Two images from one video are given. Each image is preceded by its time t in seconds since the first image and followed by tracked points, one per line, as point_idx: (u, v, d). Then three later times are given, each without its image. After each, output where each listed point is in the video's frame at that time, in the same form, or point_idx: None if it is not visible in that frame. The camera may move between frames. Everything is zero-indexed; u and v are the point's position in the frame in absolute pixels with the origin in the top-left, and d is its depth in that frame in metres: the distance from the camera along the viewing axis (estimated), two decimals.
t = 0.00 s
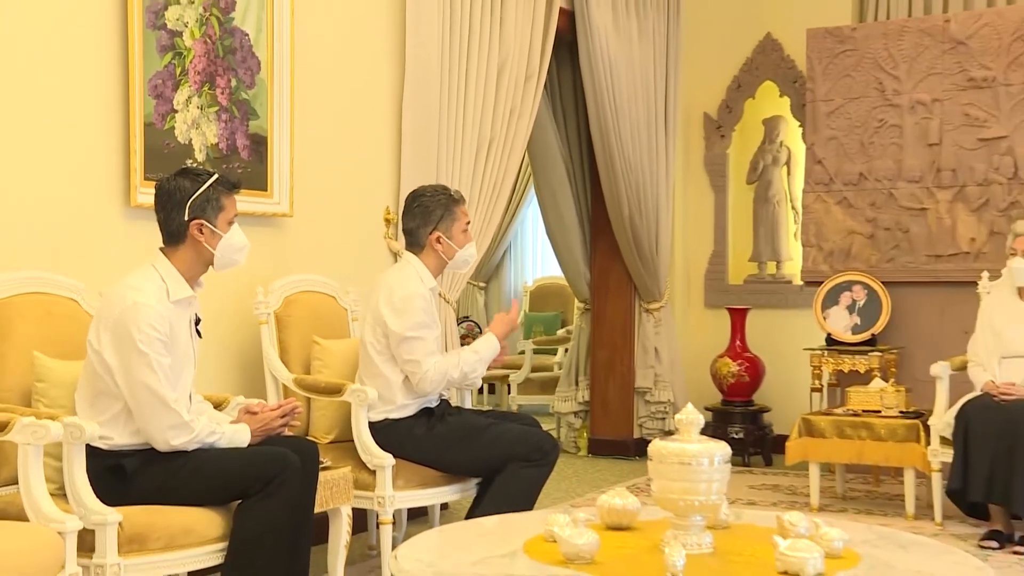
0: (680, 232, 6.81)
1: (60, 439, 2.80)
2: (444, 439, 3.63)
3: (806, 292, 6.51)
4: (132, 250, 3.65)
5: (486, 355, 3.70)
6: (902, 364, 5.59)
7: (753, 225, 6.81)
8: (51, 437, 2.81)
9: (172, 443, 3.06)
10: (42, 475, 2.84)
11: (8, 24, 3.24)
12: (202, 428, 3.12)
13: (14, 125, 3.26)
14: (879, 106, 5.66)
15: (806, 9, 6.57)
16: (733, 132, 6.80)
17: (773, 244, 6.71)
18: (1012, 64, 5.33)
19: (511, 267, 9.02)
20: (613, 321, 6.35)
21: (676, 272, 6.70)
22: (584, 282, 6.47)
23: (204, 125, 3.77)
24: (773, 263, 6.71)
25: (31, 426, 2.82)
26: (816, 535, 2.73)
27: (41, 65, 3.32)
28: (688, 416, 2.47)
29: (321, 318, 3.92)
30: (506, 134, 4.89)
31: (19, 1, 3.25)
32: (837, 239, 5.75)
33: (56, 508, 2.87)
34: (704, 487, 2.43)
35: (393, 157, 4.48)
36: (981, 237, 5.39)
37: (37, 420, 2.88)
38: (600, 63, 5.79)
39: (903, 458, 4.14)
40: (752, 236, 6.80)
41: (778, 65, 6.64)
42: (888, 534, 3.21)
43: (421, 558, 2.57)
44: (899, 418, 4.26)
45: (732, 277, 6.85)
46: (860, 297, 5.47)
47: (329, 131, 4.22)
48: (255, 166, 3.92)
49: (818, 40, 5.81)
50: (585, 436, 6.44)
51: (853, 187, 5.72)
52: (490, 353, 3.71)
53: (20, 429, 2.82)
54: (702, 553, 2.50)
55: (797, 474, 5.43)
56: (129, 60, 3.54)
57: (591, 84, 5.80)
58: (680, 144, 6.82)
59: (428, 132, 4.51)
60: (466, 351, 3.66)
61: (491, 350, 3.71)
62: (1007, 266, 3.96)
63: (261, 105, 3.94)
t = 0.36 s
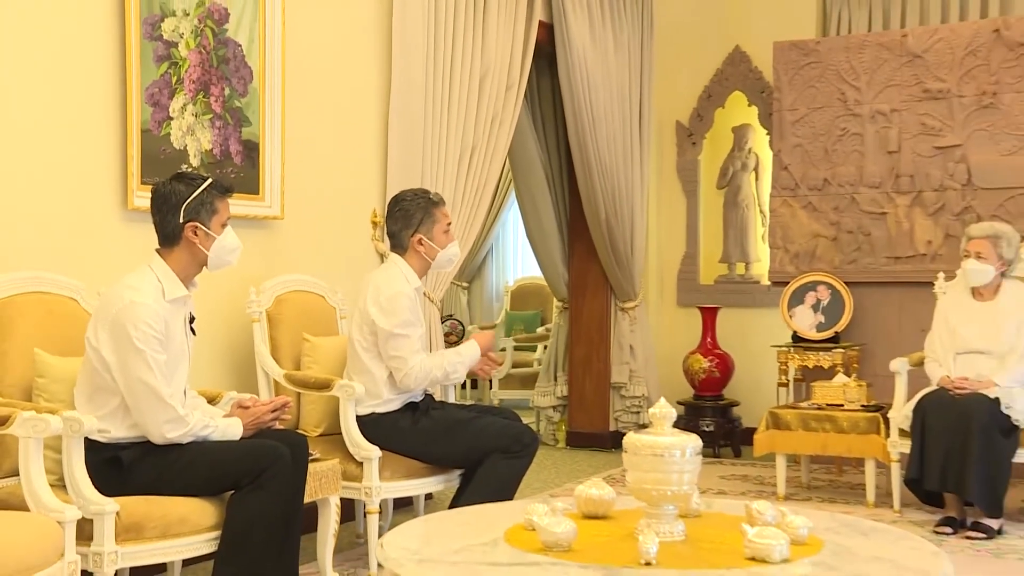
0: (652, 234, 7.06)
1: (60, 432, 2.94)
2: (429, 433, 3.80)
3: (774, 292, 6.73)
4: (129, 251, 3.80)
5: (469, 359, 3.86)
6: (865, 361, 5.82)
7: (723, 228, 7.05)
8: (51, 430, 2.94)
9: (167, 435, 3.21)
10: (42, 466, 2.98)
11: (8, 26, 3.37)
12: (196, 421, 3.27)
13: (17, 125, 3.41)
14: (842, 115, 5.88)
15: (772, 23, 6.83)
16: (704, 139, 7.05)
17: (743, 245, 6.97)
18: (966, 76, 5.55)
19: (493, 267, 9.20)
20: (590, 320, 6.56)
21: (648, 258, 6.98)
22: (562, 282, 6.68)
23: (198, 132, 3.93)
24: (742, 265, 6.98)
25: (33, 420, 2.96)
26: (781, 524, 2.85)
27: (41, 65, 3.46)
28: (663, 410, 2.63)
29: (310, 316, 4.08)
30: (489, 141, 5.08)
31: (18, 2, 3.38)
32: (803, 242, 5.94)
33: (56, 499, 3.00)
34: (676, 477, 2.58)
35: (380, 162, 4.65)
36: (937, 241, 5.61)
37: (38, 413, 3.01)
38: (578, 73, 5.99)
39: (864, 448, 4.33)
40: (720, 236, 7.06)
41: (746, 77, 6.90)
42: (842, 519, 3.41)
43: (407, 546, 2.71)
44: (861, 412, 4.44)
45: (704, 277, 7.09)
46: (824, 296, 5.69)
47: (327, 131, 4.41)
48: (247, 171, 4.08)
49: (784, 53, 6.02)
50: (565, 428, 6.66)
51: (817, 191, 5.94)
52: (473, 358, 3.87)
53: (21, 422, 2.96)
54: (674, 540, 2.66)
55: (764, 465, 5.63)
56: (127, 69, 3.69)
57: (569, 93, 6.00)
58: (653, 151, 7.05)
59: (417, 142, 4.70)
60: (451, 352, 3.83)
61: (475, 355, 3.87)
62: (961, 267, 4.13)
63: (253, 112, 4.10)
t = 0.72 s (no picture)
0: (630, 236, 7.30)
1: (64, 426, 3.06)
2: (418, 426, 3.98)
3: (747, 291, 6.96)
4: (131, 252, 3.96)
5: (457, 358, 3.99)
6: (833, 358, 6.04)
7: (699, 230, 7.27)
8: (56, 423, 3.08)
9: (168, 429, 3.36)
10: (47, 458, 3.12)
11: (8, 26, 3.49)
12: (196, 416, 3.42)
13: (27, 124, 3.56)
14: (810, 123, 6.10)
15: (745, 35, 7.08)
16: (681, 146, 7.27)
17: (717, 247, 7.18)
18: (927, 87, 5.77)
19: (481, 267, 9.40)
20: (573, 319, 6.78)
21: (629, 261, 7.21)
22: (545, 281, 6.89)
23: (198, 138, 4.09)
24: (717, 266, 7.19)
25: (38, 414, 3.09)
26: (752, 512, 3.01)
27: (41, 65, 3.58)
28: (640, 404, 2.73)
29: (305, 315, 4.25)
30: (476, 147, 5.29)
31: (18, 3, 3.50)
32: (774, 244, 6.18)
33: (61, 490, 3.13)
34: (654, 468, 2.68)
35: (371, 167, 4.83)
36: (900, 243, 5.84)
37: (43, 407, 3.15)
38: (562, 82, 6.18)
39: (833, 440, 4.52)
40: (696, 238, 7.28)
41: (720, 87, 7.11)
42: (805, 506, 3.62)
43: (396, 535, 2.79)
44: (829, 405, 4.64)
45: (682, 277, 7.30)
46: (794, 295, 5.91)
47: (320, 137, 4.58)
48: (245, 175, 4.25)
49: (756, 65, 6.25)
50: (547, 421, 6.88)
51: (788, 196, 6.16)
52: (461, 356, 4.00)
53: (28, 416, 3.09)
54: (652, 528, 2.73)
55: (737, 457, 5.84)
56: (129, 77, 3.84)
57: (553, 101, 6.19)
58: (632, 157, 7.27)
59: (405, 150, 4.88)
60: (438, 351, 3.97)
61: (463, 353, 4.00)
62: (924, 268, 4.34)
63: (250, 120, 4.27)
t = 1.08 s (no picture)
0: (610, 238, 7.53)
1: (70, 420, 3.21)
2: (408, 420, 4.16)
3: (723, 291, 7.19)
4: (132, 253, 4.11)
5: (444, 358, 4.16)
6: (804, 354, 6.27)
7: (677, 232, 7.49)
8: (61, 417, 3.22)
9: (168, 423, 3.52)
10: (52, 451, 3.26)
11: (6, 26, 3.61)
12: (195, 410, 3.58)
13: (41, 129, 3.74)
14: (783, 131, 6.32)
15: (721, 46, 7.33)
16: (660, 152, 7.51)
17: (695, 248, 7.41)
18: (892, 97, 6.03)
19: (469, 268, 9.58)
20: (557, 318, 7.00)
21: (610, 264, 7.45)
22: (530, 281, 7.11)
23: (197, 145, 4.26)
24: (694, 266, 7.42)
25: (44, 408, 3.23)
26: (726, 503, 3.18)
27: (39, 65, 3.71)
28: (621, 399, 2.87)
29: (299, 314, 4.43)
30: (463, 156, 5.55)
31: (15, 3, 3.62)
32: (748, 247, 6.38)
33: (66, 481, 3.28)
34: (633, 460, 2.83)
35: (364, 173, 5.02)
36: (867, 245, 6.07)
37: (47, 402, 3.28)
38: (545, 91, 6.37)
39: (803, 433, 4.73)
40: (674, 241, 7.50)
41: (697, 97, 7.36)
42: (773, 495, 3.82)
43: (387, 524, 2.94)
44: (800, 399, 4.84)
45: (660, 277, 7.55)
46: (768, 295, 6.14)
47: (315, 144, 4.77)
48: (242, 180, 4.42)
49: (732, 75, 6.46)
50: (532, 416, 7.11)
51: (762, 201, 6.37)
52: (449, 358, 4.17)
53: (35, 410, 3.23)
54: (632, 518, 2.87)
55: (713, 449, 6.05)
56: (132, 87, 4.01)
57: (537, 108, 6.38)
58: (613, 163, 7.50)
59: (396, 157, 5.09)
60: (426, 351, 4.14)
61: (451, 354, 4.16)
62: (889, 269, 4.54)
63: (247, 127, 4.44)
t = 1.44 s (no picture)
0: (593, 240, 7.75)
1: (78, 414, 3.38)
2: (401, 415, 4.36)
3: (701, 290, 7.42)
4: (136, 254, 4.29)
5: (434, 353, 4.41)
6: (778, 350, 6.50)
7: (657, 235, 7.71)
8: (69, 412, 3.39)
9: (170, 417, 3.68)
10: (60, 443, 3.42)
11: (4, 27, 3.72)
12: (197, 404, 3.74)
13: (41, 129, 3.87)
14: (757, 139, 6.55)
15: (701, 57, 7.55)
16: (640, 158, 7.72)
17: (674, 250, 7.64)
18: (859, 107, 6.27)
19: (459, 268, 9.75)
20: (542, 317, 7.23)
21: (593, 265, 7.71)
22: (517, 282, 7.34)
23: (198, 151, 4.44)
24: (674, 267, 7.66)
25: (52, 403, 3.39)
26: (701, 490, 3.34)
27: (37, 67, 3.83)
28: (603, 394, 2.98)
29: (297, 313, 4.62)
30: (453, 161, 5.78)
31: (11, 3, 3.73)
32: (725, 248, 6.60)
33: (73, 473, 3.45)
34: (615, 452, 2.94)
35: (357, 177, 5.24)
36: (836, 247, 6.30)
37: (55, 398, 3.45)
38: (532, 101, 6.58)
39: (777, 426, 4.94)
40: (655, 244, 7.73)
41: (676, 106, 7.57)
42: (743, 483, 4.04)
43: (381, 514, 3.12)
44: (774, 395, 5.05)
45: (640, 277, 7.77)
46: (743, 295, 6.36)
47: (312, 151, 4.97)
48: (242, 184, 4.61)
49: (707, 86, 6.69)
50: (519, 410, 7.34)
51: (737, 205, 6.60)
52: (438, 353, 4.42)
53: (43, 405, 3.39)
54: (613, 506, 3.04)
55: (691, 442, 6.28)
56: (136, 96, 4.19)
57: (524, 117, 6.59)
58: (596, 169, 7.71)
59: (389, 162, 5.30)
60: (418, 348, 4.38)
61: (440, 349, 4.41)
62: (857, 270, 4.75)
63: (246, 134, 4.64)
